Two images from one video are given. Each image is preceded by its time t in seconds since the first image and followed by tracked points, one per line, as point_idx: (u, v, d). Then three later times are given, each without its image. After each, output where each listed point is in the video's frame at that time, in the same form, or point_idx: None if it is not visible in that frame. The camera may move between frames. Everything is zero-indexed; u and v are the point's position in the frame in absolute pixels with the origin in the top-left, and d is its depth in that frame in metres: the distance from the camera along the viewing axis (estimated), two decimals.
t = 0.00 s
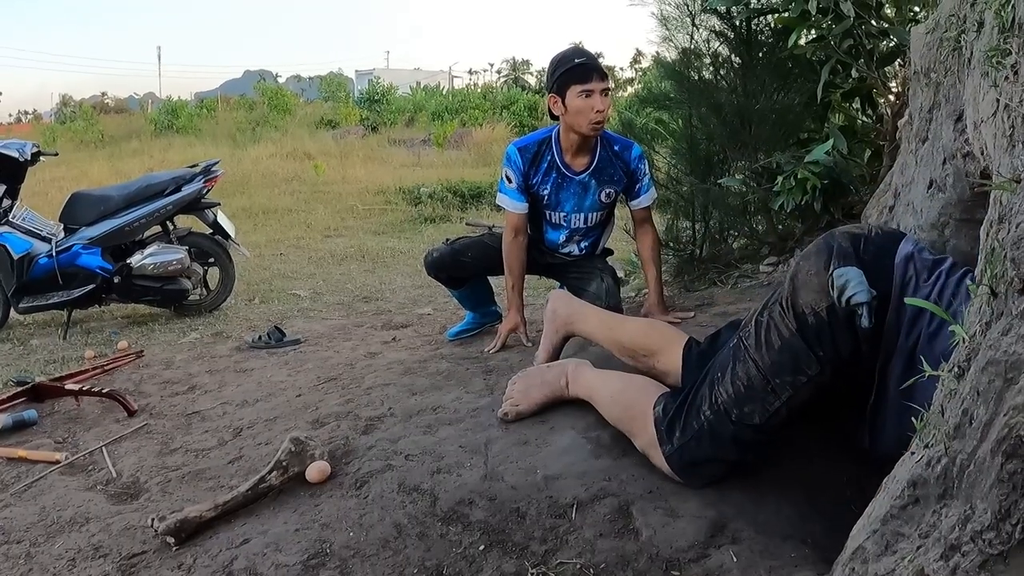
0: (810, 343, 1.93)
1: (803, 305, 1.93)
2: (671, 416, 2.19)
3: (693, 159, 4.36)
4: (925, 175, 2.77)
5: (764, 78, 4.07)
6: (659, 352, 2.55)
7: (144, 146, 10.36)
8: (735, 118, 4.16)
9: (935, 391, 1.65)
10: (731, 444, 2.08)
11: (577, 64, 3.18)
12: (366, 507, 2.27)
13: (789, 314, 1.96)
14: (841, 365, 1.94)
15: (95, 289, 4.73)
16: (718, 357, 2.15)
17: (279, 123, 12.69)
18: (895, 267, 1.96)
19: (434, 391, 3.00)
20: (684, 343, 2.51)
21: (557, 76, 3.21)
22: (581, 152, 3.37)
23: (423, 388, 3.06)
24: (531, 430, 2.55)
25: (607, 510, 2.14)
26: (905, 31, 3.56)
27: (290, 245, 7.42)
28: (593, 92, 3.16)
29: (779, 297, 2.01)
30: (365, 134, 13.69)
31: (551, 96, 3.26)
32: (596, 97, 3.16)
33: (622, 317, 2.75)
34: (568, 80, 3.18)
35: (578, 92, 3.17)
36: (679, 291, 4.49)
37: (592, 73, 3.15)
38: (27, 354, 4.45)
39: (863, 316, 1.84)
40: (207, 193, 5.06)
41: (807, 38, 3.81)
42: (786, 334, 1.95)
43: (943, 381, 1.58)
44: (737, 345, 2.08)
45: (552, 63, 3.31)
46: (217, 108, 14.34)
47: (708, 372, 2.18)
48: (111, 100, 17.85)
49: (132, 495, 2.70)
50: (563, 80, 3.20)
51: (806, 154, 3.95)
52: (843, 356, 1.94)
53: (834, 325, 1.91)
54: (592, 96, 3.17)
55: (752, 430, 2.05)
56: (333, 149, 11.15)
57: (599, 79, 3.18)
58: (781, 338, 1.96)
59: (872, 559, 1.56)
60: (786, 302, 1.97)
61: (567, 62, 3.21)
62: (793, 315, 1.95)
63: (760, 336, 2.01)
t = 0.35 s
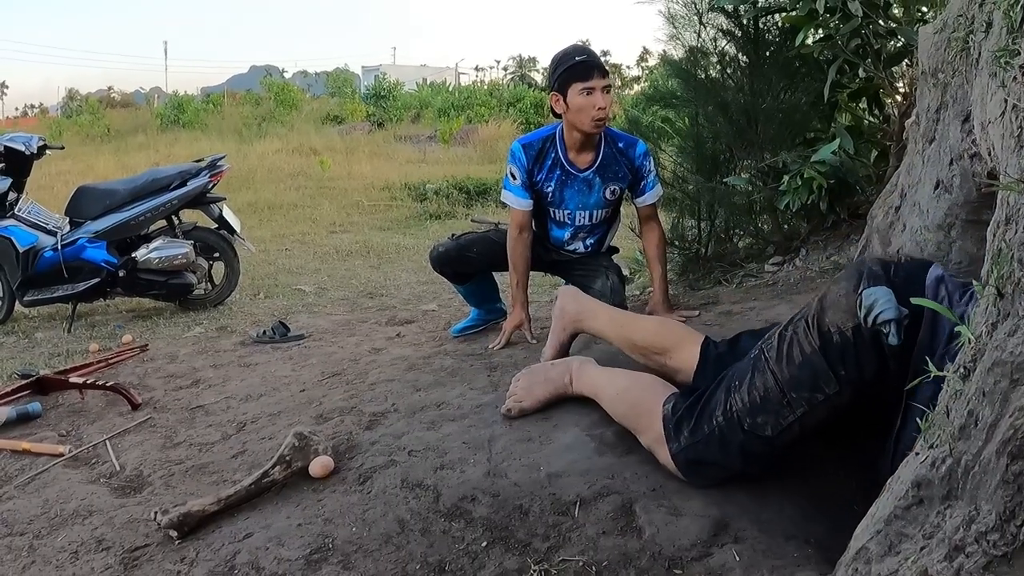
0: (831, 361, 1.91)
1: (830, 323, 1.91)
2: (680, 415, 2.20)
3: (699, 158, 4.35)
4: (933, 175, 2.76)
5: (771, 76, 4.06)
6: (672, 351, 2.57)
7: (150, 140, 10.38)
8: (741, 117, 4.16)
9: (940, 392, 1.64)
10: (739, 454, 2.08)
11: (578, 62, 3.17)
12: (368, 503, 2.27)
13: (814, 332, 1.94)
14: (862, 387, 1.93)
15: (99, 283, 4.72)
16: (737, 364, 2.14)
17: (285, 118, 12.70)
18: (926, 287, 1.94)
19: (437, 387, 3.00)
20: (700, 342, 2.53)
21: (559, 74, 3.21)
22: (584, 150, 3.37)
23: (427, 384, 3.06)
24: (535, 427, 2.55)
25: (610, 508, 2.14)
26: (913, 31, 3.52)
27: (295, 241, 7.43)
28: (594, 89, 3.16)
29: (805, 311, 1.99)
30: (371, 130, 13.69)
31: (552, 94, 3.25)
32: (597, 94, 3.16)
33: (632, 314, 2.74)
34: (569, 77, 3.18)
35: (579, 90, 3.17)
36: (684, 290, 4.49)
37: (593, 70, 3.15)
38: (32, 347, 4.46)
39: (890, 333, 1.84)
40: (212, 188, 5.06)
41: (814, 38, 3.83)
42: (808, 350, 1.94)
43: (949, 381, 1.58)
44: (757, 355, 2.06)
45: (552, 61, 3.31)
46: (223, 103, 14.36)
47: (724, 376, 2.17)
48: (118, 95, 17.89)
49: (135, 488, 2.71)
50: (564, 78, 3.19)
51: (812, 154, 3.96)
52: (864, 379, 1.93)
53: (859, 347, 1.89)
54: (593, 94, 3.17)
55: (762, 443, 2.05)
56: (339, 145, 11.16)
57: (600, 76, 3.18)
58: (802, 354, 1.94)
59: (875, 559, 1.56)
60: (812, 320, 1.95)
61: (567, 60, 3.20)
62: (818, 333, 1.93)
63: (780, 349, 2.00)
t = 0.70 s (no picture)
0: (844, 374, 1.94)
1: (847, 337, 1.96)
2: (690, 410, 2.21)
3: (699, 159, 4.34)
4: (932, 177, 2.76)
5: (771, 78, 4.06)
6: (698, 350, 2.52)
7: (150, 139, 10.37)
8: (741, 118, 4.16)
9: (938, 394, 1.65)
10: (742, 458, 2.09)
11: (571, 67, 3.14)
12: (367, 502, 2.27)
13: (831, 344, 1.97)
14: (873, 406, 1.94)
15: (99, 282, 4.73)
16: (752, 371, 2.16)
17: (285, 117, 12.69)
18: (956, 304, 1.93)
19: (437, 387, 3.00)
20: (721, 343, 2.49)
21: (551, 78, 3.18)
22: (576, 154, 3.36)
23: (426, 384, 3.06)
24: (534, 427, 2.55)
25: (610, 508, 2.14)
26: (913, 33, 3.52)
27: (294, 240, 7.43)
28: (587, 96, 3.14)
29: (825, 325, 2.02)
30: (371, 130, 13.69)
31: (545, 98, 3.23)
32: (589, 101, 3.14)
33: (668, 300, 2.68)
34: (562, 83, 3.15)
35: (572, 96, 3.14)
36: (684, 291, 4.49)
37: (586, 77, 3.11)
38: (31, 346, 4.46)
39: (912, 347, 1.90)
40: (212, 187, 5.07)
41: (815, 39, 3.79)
42: (822, 361, 1.96)
43: (948, 383, 1.58)
44: (773, 362, 2.09)
45: (546, 64, 3.28)
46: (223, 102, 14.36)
47: (738, 382, 2.18)
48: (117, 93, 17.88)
49: (134, 487, 2.71)
50: (557, 83, 3.17)
51: (812, 156, 3.96)
52: (876, 398, 1.94)
53: (876, 362, 1.93)
54: (585, 100, 3.14)
55: (766, 451, 2.06)
56: (339, 144, 11.15)
57: (594, 83, 3.14)
58: (817, 364, 1.97)
59: (873, 561, 1.56)
60: (832, 333, 1.98)
61: (561, 65, 3.17)
62: (834, 346, 1.97)
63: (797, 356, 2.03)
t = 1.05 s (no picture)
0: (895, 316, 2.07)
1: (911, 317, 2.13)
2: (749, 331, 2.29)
3: (698, 160, 4.34)
4: (932, 178, 2.76)
5: (771, 79, 4.06)
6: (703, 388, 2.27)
7: (149, 138, 10.37)
8: (741, 119, 4.17)
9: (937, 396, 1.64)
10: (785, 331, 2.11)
11: (530, 65, 2.99)
12: (366, 502, 2.27)
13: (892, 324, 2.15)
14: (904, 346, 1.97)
15: (98, 280, 4.73)
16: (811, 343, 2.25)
17: (284, 117, 12.69)
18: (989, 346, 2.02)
19: (435, 387, 3.00)
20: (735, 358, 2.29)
21: (509, 78, 3.02)
22: (537, 157, 3.26)
23: (425, 384, 3.06)
24: (533, 428, 2.55)
25: (608, 510, 2.14)
26: (913, 35, 3.54)
27: (294, 240, 7.43)
28: (547, 96, 3.00)
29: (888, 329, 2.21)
30: (371, 130, 13.69)
31: (503, 98, 3.07)
32: (550, 102, 3.00)
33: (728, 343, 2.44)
34: (520, 83, 3.00)
35: (533, 97, 3.00)
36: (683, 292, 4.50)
37: (547, 77, 2.97)
38: (31, 345, 4.46)
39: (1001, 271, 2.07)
40: (212, 186, 5.06)
41: (815, 39, 3.83)
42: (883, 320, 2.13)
43: (947, 385, 1.58)
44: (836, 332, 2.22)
45: (501, 61, 3.11)
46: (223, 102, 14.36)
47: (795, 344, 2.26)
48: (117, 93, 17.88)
49: (133, 486, 2.70)
50: (515, 83, 3.02)
51: (812, 157, 3.96)
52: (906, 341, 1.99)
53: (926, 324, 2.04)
54: (546, 101, 3.01)
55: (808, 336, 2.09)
56: (339, 144, 11.15)
57: (554, 82, 3.00)
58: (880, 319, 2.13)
59: (872, 562, 1.56)
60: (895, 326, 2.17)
61: (520, 62, 3.01)
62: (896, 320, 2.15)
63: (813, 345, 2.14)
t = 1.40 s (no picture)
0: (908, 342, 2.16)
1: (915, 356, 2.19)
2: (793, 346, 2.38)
3: (698, 159, 4.34)
4: (931, 176, 2.76)
5: (770, 78, 4.06)
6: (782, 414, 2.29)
7: (149, 138, 10.37)
8: (740, 118, 4.17)
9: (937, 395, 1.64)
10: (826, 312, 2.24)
11: (501, 63, 2.97)
12: (366, 502, 2.27)
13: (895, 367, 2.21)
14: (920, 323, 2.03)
15: (98, 280, 4.73)
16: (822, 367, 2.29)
17: (284, 117, 12.69)
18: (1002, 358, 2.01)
19: (435, 387, 3.00)
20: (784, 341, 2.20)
21: (480, 76, 3.00)
22: (512, 156, 3.20)
23: (425, 384, 3.06)
24: (532, 427, 2.55)
25: (607, 509, 2.14)
26: (912, 34, 3.51)
27: (294, 239, 7.43)
28: (520, 94, 2.98)
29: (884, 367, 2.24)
30: (371, 129, 13.69)
31: (475, 98, 3.04)
32: (523, 99, 2.98)
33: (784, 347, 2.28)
34: (492, 81, 2.98)
35: (505, 95, 2.98)
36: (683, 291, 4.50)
37: (519, 73, 2.96)
38: (31, 345, 4.46)
39: None
40: (211, 186, 5.06)
41: (814, 38, 3.82)
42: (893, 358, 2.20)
43: (946, 384, 1.58)
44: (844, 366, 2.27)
45: (471, 62, 3.09)
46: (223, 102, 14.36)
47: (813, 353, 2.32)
48: (116, 93, 17.87)
49: (133, 486, 2.70)
50: (486, 82, 2.99)
51: (811, 155, 3.96)
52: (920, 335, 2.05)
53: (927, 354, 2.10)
54: (519, 99, 2.99)
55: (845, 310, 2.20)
56: (338, 144, 11.15)
57: (526, 79, 2.99)
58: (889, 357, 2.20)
59: (871, 561, 1.56)
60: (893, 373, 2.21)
61: (490, 60, 3.00)
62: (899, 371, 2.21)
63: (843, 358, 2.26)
